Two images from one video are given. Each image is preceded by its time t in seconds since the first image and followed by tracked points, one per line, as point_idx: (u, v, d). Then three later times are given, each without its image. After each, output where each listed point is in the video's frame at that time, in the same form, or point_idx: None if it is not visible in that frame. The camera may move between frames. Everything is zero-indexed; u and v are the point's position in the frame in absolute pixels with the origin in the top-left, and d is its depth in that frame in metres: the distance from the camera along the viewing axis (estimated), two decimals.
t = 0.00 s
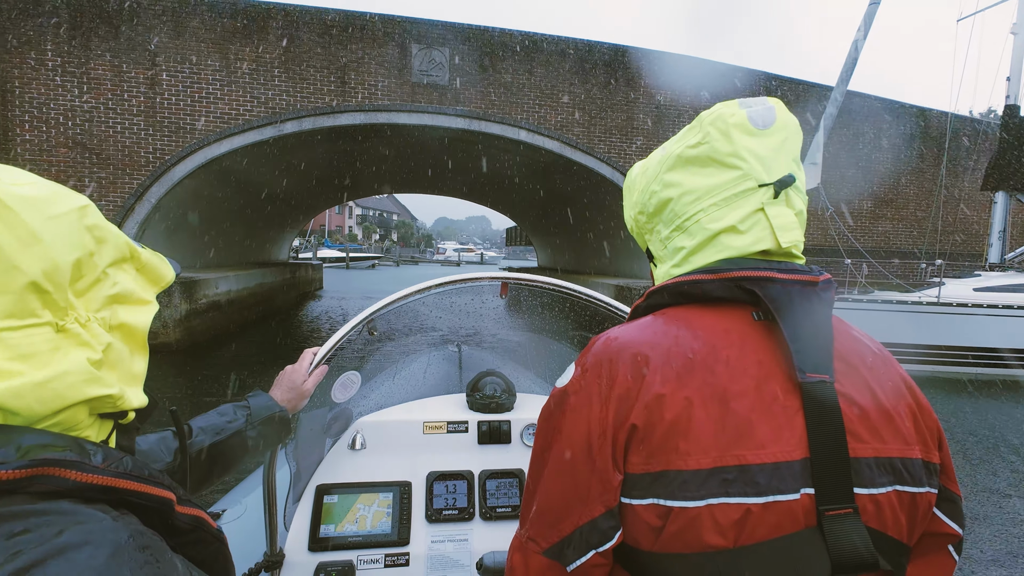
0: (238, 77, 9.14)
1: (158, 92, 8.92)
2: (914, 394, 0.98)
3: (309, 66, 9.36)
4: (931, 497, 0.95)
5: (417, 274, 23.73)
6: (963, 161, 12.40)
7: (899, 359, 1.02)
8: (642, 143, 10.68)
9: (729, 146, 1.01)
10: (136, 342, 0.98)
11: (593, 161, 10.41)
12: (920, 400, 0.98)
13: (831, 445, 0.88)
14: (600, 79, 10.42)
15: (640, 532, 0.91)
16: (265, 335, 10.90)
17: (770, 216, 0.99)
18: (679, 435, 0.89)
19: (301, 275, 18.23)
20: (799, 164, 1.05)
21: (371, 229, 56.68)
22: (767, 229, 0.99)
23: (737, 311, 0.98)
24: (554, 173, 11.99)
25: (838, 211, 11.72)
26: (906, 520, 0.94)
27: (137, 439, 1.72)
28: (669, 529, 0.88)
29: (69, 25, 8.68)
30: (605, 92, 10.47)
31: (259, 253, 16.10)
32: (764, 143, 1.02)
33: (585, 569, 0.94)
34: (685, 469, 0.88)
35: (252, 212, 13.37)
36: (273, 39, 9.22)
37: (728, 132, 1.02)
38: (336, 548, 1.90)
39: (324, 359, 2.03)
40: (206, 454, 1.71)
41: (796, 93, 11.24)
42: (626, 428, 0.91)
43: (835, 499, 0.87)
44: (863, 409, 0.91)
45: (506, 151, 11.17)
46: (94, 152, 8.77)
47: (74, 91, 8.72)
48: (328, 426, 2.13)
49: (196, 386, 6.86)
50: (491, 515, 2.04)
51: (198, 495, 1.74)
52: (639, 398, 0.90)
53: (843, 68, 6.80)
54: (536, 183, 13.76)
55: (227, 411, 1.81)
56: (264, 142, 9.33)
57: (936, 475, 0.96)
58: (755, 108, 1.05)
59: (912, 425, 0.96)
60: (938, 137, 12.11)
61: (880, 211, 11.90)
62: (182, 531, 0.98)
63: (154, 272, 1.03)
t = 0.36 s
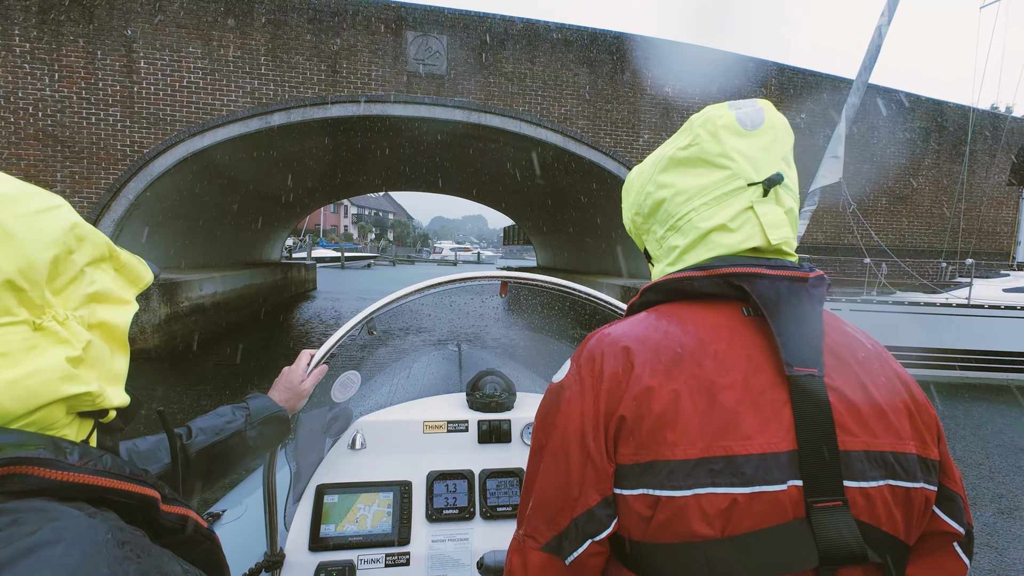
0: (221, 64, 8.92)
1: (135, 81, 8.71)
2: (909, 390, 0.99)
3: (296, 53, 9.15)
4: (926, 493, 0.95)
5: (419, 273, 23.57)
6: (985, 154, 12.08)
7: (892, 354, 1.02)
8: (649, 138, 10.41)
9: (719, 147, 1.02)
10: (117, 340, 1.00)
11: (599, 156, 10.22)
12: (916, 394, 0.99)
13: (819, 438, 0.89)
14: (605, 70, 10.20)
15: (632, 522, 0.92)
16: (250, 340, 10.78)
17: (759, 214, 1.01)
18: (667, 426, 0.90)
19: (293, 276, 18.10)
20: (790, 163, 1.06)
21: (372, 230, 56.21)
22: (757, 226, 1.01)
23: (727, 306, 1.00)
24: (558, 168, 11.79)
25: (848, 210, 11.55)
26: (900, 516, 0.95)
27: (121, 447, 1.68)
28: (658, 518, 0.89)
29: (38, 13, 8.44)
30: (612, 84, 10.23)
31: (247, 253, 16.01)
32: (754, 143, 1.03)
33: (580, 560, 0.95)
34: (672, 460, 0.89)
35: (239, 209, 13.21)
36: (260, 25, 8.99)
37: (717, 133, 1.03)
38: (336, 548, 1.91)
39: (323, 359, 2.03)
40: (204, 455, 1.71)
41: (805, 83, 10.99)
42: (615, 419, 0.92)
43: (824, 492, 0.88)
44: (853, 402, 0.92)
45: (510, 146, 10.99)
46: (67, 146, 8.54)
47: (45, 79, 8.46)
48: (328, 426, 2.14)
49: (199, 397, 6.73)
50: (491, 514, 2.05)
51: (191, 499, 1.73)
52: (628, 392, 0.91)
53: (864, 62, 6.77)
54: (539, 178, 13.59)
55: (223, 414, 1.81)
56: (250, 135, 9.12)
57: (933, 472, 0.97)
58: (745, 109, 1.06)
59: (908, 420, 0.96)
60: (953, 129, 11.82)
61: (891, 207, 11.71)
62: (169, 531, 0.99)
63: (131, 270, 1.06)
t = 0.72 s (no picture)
0: (203, 51, 8.72)
1: (111, 68, 8.54)
2: (908, 388, 1.00)
3: (286, 40, 8.98)
4: (925, 491, 0.96)
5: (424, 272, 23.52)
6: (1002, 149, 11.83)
7: (890, 352, 1.03)
8: (659, 132, 10.34)
9: (718, 148, 1.03)
10: (131, 341, 1.02)
11: (606, 151, 10.04)
12: (914, 393, 1.00)
13: (818, 435, 0.90)
14: (610, 61, 10.06)
15: (634, 519, 0.94)
16: (236, 344, 10.67)
17: (758, 215, 1.02)
18: (667, 424, 0.91)
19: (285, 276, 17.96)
20: (789, 164, 1.07)
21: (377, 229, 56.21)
22: (756, 228, 1.02)
23: (728, 306, 1.01)
24: (561, 163, 11.63)
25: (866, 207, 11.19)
26: (901, 513, 0.96)
27: (133, 442, 1.70)
28: (660, 515, 0.90)
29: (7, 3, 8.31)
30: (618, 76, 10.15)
31: (235, 252, 15.87)
32: (753, 145, 1.04)
33: (585, 557, 0.96)
34: (673, 458, 0.90)
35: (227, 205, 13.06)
36: (245, 11, 8.78)
37: (716, 135, 1.04)
38: (340, 547, 1.92)
39: (328, 359, 2.04)
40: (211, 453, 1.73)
41: (812, 74, 10.89)
42: (617, 417, 0.93)
43: (823, 488, 0.89)
44: (852, 400, 0.94)
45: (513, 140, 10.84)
46: (36, 137, 8.30)
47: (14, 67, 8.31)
48: (333, 426, 2.15)
49: (198, 406, 6.64)
50: (496, 513, 2.06)
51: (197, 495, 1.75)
52: (629, 391, 0.93)
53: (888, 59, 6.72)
54: (543, 175, 13.49)
55: (232, 412, 1.83)
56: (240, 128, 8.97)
57: (932, 469, 0.98)
58: (743, 112, 1.07)
59: (905, 418, 0.98)
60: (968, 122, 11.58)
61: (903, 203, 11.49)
62: (182, 529, 1.01)
63: (144, 273, 1.08)
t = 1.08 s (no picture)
0: (187, 36, 8.35)
1: (85, 53, 8.08)
2: (907, 389, 1.00)
3: (272, 24, 8.58)
4: (925, 492, 0.97)
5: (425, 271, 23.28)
6: (1014, 143, 11.58)
7: (889, 352, 1.04)
8: (670, 125, 9.88)
9: (717, 150, 1.04)
10: (137, 342, 1.03)
11: (614, 145, 9.62)
12: (913, 393, 1.00)
13: (819, 437, 0.90)
14: (616, 49, 9.68)
15: (635, 521, 0.94)
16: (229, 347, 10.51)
17: (757, 217, 1.02)
18: (668, 426, 0.91)
19: (276, 277, 17.64)
20: (788, 165, 1.07)
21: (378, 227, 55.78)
22: (755, 229, 1.02)
23: (728, 308, 1.01)
24: (565, 158, 11.37)
25: (891, 203, 10.96)
26: (900, 513, 0.96)
27: (137, 442, 1.72)
28: (661, 517, 0.91)
29: None
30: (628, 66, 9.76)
31: (223, 253, 15.52)
32: (752, 147, 1.05)
33: (587, 561, 0.97)
34: (675, 460, 0.90)
35: (214, 202, 12.79)
36: None
37: (715, 137, 1.04)
38: (341, 546, 1.93)
39: (329, 358, 2.04)
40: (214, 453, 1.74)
41: (828, 66, 10.50)
42: (618, 420, 0.94)
43: (824, 490, 0.90)
44: (852, 401, 0.94)
45: (515, 133, 10.46)
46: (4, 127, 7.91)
47: None
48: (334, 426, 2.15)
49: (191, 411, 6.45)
50: (496, 513, 2.07)
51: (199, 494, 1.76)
52: (631, 394, 0.93)
53: (920, 47, 6.79)
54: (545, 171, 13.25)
55: (234, 412, 1.84)
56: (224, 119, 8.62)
57: (931, 470, 0.98)
58: (742, 113, 1.07)
59: (905, 419, 0.98)
60: (979, 117, 11.35)
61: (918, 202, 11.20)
62: (185, 529, 1.02)
63: (147, 274, 1.09)
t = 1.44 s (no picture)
0: (167, 21, 7.81)
1: (55, 37, 7.49)
2: (918, 392, 0.98)
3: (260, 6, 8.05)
4: (937, 496, 0.95)
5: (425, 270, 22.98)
6: None
7: (901, 354, 1.02)
8: (682, 118, 9.60)
9: (727, 147, 1.02)
10: (137, 343, 1.01)
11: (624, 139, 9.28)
12: (925, 396, 0.99)
13: (830, 441, 0.88)
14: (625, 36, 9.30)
15: (641, 526, 0.92)
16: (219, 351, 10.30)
17: (768, 215, 1.00)
18: (677, 430, 0.89)
19: (268, 278, 17.23)
20: (799, 163, 1.05)
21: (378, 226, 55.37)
22: (765, 228, 1.00)
23: (737, 309, 0.99)
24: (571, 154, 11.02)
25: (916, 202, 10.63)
26: (911, 519, 0.95)
27: (135, 443, 1.69)
28: (668, 522, 0.89)
29: None
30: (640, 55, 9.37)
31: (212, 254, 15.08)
32: (763, 145, 1.03)
33: (592, 566, 0.95)
34: (683, 464, 0.88)
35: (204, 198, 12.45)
36: None
37: (725, 134, 1.02)
38: (340, 546, 1.92)
39: (329, 358, 2.02)
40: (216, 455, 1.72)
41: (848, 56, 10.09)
42: (625, 423, 0.92)
43: (835, 495, 0.88)
44: (863, 405, 0.92)
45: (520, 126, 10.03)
46: None
47: None
48: (334, 426, 2.13)
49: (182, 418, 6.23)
50: (496, 513, 2.05)
51: (198, 496, 1.74)
52: (639, 396, 0.91)
53: (959, 29, 6.92)
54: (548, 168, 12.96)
55: (235, 412, 1.82)
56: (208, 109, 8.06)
57: (943, 474, 0.96)
58: (752, 110, 1.05)
59: (917, 422, 0.96)
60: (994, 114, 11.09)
61: (937, 202, 10.83)
62: (183, 530, 1.00)
63: (148, 275, 1.07)
